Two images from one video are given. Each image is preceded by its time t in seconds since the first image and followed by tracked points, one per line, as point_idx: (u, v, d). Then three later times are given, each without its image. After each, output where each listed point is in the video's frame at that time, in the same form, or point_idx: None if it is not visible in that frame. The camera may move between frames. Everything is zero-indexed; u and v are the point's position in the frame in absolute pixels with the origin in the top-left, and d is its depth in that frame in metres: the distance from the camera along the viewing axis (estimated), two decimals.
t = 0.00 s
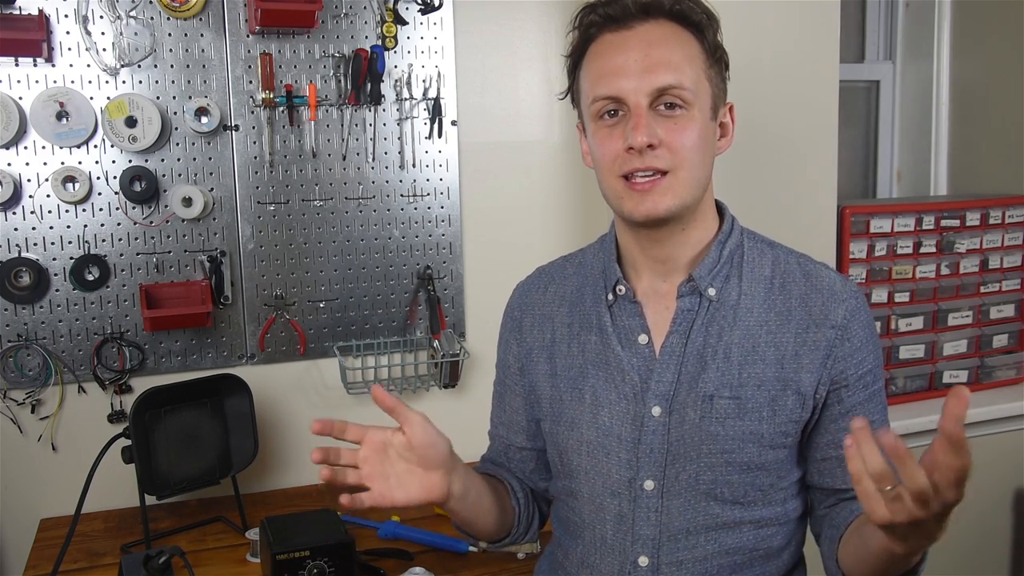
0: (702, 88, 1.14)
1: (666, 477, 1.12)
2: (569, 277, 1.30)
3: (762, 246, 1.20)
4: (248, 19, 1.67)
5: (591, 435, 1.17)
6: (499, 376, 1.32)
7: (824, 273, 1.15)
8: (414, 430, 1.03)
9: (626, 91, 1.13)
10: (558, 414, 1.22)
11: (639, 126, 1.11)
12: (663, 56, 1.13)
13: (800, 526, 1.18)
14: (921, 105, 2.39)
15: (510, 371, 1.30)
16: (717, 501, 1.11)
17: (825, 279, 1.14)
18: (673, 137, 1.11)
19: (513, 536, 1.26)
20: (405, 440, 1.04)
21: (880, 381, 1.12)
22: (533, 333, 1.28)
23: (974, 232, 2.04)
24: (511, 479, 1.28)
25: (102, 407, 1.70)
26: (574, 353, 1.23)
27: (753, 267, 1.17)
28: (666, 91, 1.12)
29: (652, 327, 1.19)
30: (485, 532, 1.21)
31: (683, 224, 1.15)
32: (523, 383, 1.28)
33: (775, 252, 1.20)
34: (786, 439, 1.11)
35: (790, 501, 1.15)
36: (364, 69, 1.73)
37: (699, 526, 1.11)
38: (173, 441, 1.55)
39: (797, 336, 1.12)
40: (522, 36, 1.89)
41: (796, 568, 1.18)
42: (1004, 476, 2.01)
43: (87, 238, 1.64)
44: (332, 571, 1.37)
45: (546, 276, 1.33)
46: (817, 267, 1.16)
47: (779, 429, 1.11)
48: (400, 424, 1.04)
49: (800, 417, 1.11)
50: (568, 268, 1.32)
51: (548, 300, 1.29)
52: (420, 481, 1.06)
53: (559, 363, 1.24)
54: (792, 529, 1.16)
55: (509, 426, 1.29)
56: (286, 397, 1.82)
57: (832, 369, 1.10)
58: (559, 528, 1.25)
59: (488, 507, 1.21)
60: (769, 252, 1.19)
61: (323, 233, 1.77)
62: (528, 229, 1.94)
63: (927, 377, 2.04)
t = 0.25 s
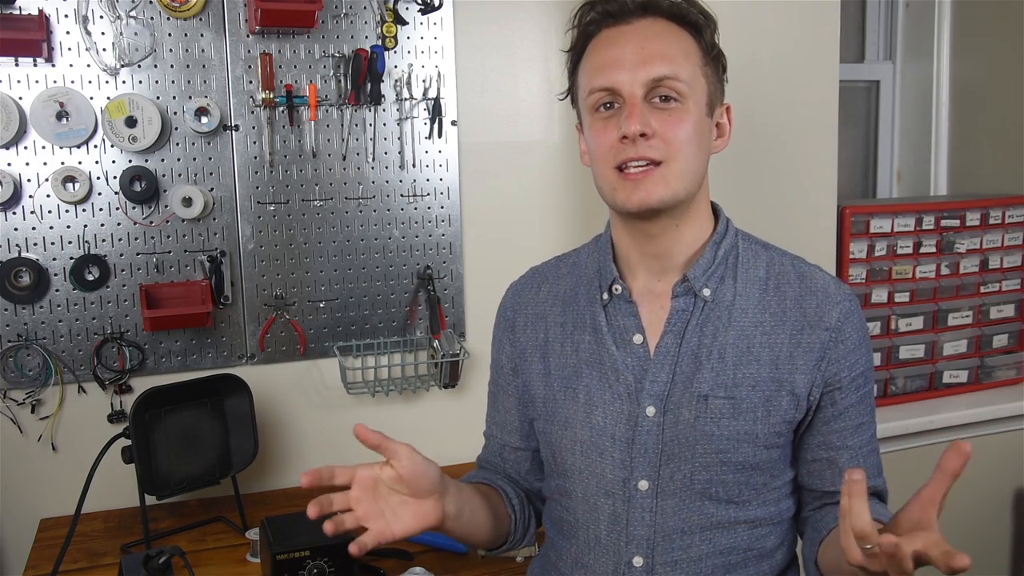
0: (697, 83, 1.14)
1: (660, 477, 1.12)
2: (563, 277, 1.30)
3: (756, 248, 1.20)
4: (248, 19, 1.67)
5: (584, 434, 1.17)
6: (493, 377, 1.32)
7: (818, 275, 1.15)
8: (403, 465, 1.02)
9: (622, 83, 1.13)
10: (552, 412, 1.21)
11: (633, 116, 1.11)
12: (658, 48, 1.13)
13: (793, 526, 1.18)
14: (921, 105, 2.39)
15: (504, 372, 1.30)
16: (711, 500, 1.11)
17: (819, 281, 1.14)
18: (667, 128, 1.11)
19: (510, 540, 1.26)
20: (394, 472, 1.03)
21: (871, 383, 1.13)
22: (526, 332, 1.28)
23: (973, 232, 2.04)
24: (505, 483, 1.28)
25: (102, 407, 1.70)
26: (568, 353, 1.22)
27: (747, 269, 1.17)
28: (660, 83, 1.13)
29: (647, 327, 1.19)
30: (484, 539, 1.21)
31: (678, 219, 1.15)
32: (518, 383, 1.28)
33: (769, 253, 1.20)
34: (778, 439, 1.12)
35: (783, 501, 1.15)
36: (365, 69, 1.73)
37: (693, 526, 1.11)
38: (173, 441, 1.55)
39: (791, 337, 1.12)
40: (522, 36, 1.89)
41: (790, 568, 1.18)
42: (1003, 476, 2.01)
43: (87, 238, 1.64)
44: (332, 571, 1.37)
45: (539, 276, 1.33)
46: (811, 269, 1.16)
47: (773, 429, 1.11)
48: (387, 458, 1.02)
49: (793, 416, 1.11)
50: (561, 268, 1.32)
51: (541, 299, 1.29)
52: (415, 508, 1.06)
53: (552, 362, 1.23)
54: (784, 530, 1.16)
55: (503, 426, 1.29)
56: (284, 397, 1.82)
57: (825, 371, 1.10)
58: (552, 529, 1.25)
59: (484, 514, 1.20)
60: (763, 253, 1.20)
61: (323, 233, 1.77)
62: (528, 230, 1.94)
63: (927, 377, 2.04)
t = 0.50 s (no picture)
0: (687, 81, 1.14)
1: (658, 476, 1.12)
2: (561, 278, 1.30)
3: (753, 247, 1.20)
4: (248, 19, 1.67)
5: (582, 435, 1.17)
6: (491, 377, 1.32)
7: (814, 273, 1.15)
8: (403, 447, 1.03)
9: (612, 85, 1.14)
10: (550, 412, 1.21)
11: (625, 119, 1.11)
12: (646, 48, 1.14)
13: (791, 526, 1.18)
14: (921, 105, 2.39)
15: (502, 372, 1.30)
16: (708, 500, 1.11)
17: (814, 280, 1.14)
18: (660, 130, 1.11)
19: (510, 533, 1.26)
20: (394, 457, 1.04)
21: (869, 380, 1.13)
22: (524, 333, 1.29)
23: (973, 232, 2.04)
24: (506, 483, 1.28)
25: (102, 407, 1.70)
26: (566, 354, 1.23)
27: (743, 268, 1.17)
28: (650, 84, 1.13)
29: (644, 327, 1.19)
30: (482, 530, 1.21)
31: (673, 219, 1.15)
32: (515, 383, 1.28)
33: (766, 253, 1.20)
34: (776, 438, 1.11)
35: (781, 500, 1.15)
36: (364, 69, 1.73)
37: (691, 525, 1.11)
38: (173, 441, 1.55)
39: (787, 336, 1.12)
40: (521, 36, 1.89)
41: (789, 568, 1.18)
42: (1004, 476, 2.00)
43: (87, 239, 1.64)
44: (332, 571, 1.37)
45: (536, 276, 1.33)
46: (807, 268, 1.16)
47: (770, 429, 1.11)
48: (386, 440, 1.04)
49: (791, 415, 1.11)
50: (559, 269, 1.32)
51: (539, 300, 1.29)
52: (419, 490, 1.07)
53: (550, 363, 1.24)
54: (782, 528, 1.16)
55: (502, 426, 1.29)
56: (284, 397, 1.82)
57: (821, 369, 1.10)
58: (551, 528, 1.25)
59: (483, 506, 1.21)
60: (759, 253, 1.20)
61: (323, 233, 1.77)
62: (527, 230, 1.94)
63: (927, 376, 2.04)
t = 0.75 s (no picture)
0: (679, 85, 1.15)
1: (660, 473, 1.12)
2: (561, 279, 1.30)
3: (749, 243, 1.20)
4: (248, 19, 1.67)
5: (585, 434, 1.18)
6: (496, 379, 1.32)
7: (812, 266, 1.14)
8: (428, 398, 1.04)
9: (609, 93, 1.13)
10: (553, 413, 1.22)
11: (627, 128, 1.11)
12: (639, 54, 1.14)
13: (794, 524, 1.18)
14: (921, 105, 2.39)
15: (505, 373, 1.30)
16: (710, 496, 1.11)
17: (812, 273, 1.13)
18: (661, 137, 1.11)
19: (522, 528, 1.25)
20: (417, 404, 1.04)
21: (871, 373, 1.10)
22: (527, 334, 1.29)
23: (973, 232, 2.04)
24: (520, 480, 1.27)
25: (102, 407, 1.70)
26: (567, 354, 1.23)
27: (741, 265, 1.17)
28: (647, 89, 1.13)
29: (644, 326, 1.19)
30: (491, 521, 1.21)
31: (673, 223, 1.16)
32: (519, 383, 1.28)
33: (763, 249, 1.19)
34: (777, 432, 1.11)
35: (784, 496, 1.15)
36: (364, 69, 1.73)
37: (694, 522, 1.11)
38: (172, 441, 1.55)
39: (785, 330, 1.11)
40: (521, 36, 1.89)
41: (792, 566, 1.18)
42: (1004, 476, 2.01)
43: (87, 238, 1.64)
44: (332, 571, 1.37)
45: (539, 278, 1.34)
46: (805, 261, 1.15)
47: (770, 422, 1.10)
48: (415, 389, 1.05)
49: (790, 410, 1.10)
50: (560, 271, 1.32)
51: (541, 302, 1.30)
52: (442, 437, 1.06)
53: (552, 364, 1.24)
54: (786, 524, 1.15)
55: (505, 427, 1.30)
56: (285, 397, 1.82)
57: (820, 360, 1.09)
58: (557, 527, 1.26)
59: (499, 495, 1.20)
60: (757, 249, 1.19)
61: (323, 233, 1.77)
62: (527, 231, 1.94)
63: (927, 376, 2.04)
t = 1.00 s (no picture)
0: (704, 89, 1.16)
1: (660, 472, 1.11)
2: (559, 283, 1.31)
3: (743, 239, 1.19)
4: (248, 19, 1.67)
5: (585, 435, 1.17)
6: (502, 384, 1.33)
7: (805, 260, 1.14)
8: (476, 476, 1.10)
9: (642, 83, 1.13)
10: (554, 415, 1.22)
11: (657, 119, 1.11)
12: (674, 52, 1.14)
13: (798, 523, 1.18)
14: (921, 105, 2.39)
15: (511, 380, 1.31)
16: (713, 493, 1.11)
17: (806, 267, 1.12)
18: (687, 133, 1.11)
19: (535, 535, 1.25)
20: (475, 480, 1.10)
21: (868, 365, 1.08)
22: (528, 338, 1.30)
23: (973, 232, 2.04)
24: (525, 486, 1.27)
25: (102, 407, 1.70)
26: (566, 355, 1.23)
27: (735, 261, 1.17)
28: (678, 87, 1.13)
29: (640, 325, 1.19)
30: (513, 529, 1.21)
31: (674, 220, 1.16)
32: (524, 388, 1.28)
33: (757, 244, 1.19)
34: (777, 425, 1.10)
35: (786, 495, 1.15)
36: (365, 69, 1.73)
37: (698, 519, 1.11)
38: (172, 441, 1.55)
39: (780, 326, 1.11)
40: (522, 36, 1.89)
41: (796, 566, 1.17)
42: (1003, 476, 2.01)
43: (87, 239, 1.64)
44: (332, 571, 1.37)
45: (536, 283, 1.34)
46: (798, 255, 1.15)
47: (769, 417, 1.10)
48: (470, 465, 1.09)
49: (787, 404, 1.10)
50: (558, 274, 1.33)
51: (540, 305, 1.30)
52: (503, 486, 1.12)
53: (553, 365, 1.25)
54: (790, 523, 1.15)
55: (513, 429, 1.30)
56: (286, 398, 1.82)
57: (816, 353, 1.08)
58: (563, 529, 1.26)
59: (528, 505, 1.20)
60: (751, 244, 1.18)
61: (323, 233, 1.77)
62: (528, 231, 1.94)
63: (927, 376, 2.04)
